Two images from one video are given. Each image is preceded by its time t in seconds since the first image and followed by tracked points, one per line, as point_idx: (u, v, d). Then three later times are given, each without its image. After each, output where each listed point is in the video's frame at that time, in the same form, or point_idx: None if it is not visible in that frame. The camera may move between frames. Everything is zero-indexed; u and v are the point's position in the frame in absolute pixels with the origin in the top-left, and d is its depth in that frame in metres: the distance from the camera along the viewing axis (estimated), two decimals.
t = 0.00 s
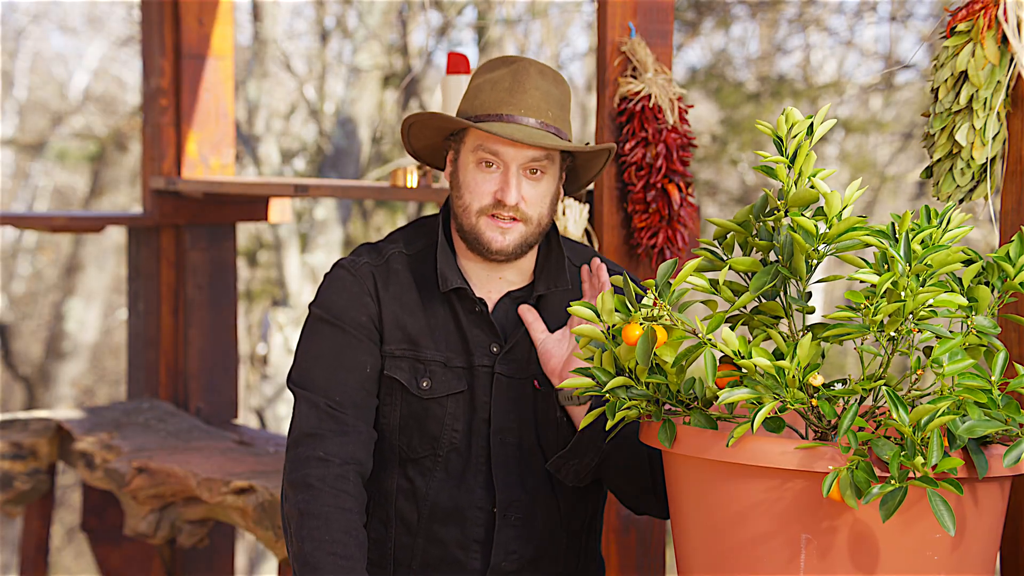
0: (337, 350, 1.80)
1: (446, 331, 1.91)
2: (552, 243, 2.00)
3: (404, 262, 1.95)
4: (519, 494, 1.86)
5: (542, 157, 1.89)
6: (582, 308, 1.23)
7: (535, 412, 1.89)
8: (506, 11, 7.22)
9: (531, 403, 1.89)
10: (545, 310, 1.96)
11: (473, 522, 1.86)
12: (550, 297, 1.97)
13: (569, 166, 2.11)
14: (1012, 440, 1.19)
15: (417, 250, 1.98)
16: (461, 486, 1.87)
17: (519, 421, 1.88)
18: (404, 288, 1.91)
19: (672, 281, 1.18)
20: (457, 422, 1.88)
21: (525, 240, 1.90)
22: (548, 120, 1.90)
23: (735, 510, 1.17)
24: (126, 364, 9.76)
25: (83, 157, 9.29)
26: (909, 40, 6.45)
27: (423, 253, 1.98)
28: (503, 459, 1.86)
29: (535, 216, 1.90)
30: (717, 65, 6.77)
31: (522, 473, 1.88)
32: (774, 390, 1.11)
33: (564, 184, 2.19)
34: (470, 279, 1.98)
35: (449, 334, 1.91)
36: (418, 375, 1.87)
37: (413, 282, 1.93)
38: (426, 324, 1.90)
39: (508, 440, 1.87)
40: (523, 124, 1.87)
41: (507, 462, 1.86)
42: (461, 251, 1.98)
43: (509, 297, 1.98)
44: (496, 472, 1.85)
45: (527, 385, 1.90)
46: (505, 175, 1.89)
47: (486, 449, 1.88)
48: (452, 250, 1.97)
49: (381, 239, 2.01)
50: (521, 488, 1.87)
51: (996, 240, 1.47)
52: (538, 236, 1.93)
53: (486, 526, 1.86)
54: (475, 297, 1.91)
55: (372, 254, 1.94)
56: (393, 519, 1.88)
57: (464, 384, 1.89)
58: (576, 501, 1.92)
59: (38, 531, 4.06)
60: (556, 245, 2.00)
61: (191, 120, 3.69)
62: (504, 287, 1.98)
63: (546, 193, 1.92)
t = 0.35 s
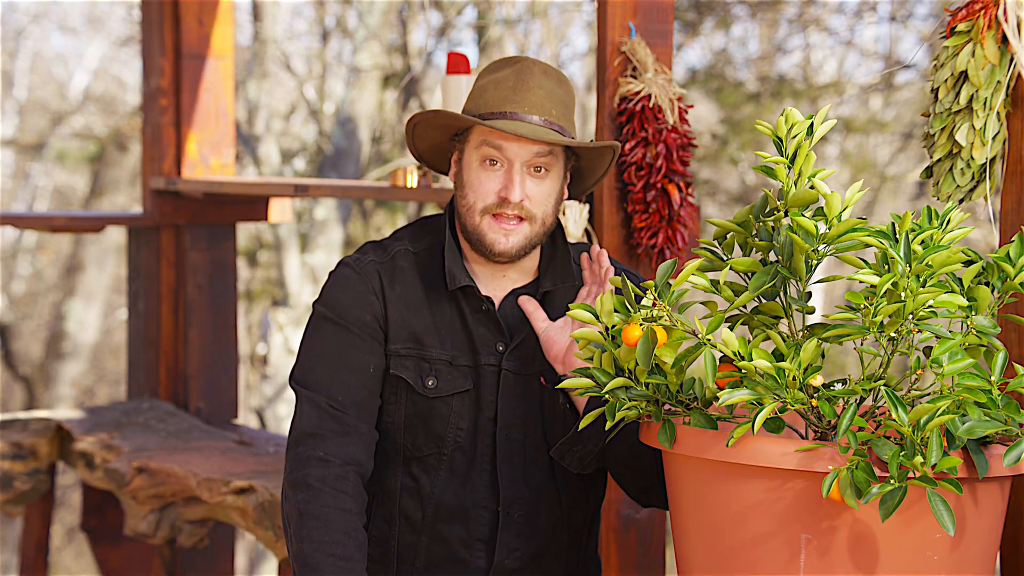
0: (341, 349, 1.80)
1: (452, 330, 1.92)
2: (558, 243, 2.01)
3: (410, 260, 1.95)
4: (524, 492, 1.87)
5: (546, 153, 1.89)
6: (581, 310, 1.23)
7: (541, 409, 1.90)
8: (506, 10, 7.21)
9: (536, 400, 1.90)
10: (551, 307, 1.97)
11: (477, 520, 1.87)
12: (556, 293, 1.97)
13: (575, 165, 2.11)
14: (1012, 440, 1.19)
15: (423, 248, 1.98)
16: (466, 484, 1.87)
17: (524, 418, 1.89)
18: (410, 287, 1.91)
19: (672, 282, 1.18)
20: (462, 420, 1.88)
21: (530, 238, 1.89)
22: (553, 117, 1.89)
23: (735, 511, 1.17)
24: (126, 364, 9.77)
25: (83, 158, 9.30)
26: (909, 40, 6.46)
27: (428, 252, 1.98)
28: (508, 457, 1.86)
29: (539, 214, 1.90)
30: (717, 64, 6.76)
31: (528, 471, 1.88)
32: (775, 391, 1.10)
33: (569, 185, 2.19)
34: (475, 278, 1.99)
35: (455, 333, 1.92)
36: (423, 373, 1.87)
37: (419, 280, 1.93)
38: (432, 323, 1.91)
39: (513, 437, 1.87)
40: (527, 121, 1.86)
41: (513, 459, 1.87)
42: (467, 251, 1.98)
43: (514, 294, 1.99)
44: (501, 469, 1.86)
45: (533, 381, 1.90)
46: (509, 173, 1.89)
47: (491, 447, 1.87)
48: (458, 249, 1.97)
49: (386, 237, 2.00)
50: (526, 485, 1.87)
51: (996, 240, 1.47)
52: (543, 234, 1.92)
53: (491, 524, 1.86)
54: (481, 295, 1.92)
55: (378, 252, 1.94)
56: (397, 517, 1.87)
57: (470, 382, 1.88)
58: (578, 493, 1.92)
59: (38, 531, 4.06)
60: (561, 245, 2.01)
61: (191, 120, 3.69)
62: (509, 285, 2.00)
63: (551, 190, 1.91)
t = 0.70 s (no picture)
0: (341, 350, 1.80)
1: (451, 335, 1.92)
2: (561, 252, 2.00)
3: (411, 263, 1.95)
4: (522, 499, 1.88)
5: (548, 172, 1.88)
6: (582, 310, 1.22)
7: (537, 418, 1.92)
8: (506, 10, 7.21)
9: (533, 409, 1.92)
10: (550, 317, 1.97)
11: (473, 525, 1.89)
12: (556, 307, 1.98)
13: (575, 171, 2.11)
14: (1012, 440, 1.19)
15: (423, 250, 1.98)
16: (463, 489, 1.88)
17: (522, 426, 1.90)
18: (411, 290, 1.92)
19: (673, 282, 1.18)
20: (461, 425, 1.88)
21: (530, 255, 1.90)
22: (555, 137, 1.89)
23: (735, 511, 1.17)
24: (126, 363, 9.78)
25: (83, 158, 9.29)
26: (909, 40, 6.46)
27: (429, 255, 1.98)
28: (506, 465, 1.88)
29: (540, 232, 1.89)
30: (718, 65, 6.75)
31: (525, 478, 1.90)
32: (775, 391, 1.11)
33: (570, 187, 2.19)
34: (476, 284, 1.98)
35: (455, 338, 1.92)
36: (422, 377, 1.87)
37: (419, 284, 1.93)
38: (432, 327, 1.91)
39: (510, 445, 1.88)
40: (529, 142, 1.86)
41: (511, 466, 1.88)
42: (467, 258, 1.97)
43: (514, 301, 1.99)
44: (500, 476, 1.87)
45: (531, 390, 1.92)
46: (511, 190, 1.88)
47: (489, 453, 1.89)
48: (457, 253, 1.97)
49: (387, 239, 2.00)
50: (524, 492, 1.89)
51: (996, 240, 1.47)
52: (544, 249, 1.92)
53: (488, 530, 1.89)
54: (481, 301, 1.92)
55: (379, 253, 1.94)
56: (393, 520, 1.88)
57: (469, 388, 1.89)
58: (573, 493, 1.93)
59: (38, 530, 4.06)
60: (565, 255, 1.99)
61: (191, 120, 3.69)
62: (511, 291, 1.99)
63: (552, 208, 1.90)
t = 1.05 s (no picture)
0: (342, 350, 1.80)
1: (450, 335, 1.91)
2: (558, 254, 2.00)
3: (410, 263, 1.95)
4: (521, 501, 1.87)
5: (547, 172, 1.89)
6: (582, 310, 1.23)
7: (535, 420, 1.91)
8: (506, 10, 7.21)
9: (530, 411, 1.90)
10: (548, 320, 1.96)
11: (472, 526, 1.86)
12: (554, 308, 1.96)
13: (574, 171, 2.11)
14: (1012, 440, 1.19)
15: (422, 251, 1.98)
16: (462, 490, 1.87)
17: (520, 428, 1.90)
18: (410, 291, 1.91)
19: (673, 281, 1.18)
20: (460, 426, 1.88)
21: (530, 254, 1.90)
22: (554, 137, 1.89)
23: (735, 510, 1.17)
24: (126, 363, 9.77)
25: (83, 158, 9.29)
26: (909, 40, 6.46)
27: (428, 256, 1.97)
28: (504, 466, 1.87)
29: (540, 230, 1.91)
30: (718, 65, 6.75)
31: (524, 479, 1.89)
32: (775, 390, 1.11)
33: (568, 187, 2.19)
34: (474, 285, 1.98)
35: (454, 338, 1.91)
36: (422, 378, 1.87)
37: (419, 284, 1.93)
38: (431, 327, 1.90)
39: (508, 447, 1.88)
40: (529, 142, 1.87)
41: (509, 468, 1.88)
42: (467, 258, 1.98)
43: (513, 302, 1.98)
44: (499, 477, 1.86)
45: (528, 392, 1.90)
46: (511, 190, 1.89)
47: (488, 454, 1.88)
48: (456, 253, 1.97)
49: (387, 239, 2.01)
50: (523, 493, 1.88)
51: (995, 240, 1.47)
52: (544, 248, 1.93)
53: (488, 531, 1.86)
54: (480, 302, 1.91)
55: (379, 254, 1.94)
56: (393, 520, 1.88)
57: (468, 388, 1.88)
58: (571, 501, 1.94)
59: (38, 531, 4.06)
60: (561, 259, 1.99)
61: (191, 120, 3.69)
62: (509, 293, 1.98)
63: (552, 206, 1.91)
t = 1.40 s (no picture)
0: (343, 348, 1.80)
1: (452, 330, 1.92)
2: (555, 245, 2.00)
3: (410, 259, 1.95)
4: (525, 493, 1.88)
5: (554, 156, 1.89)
6: (582, 310, 1.23)
7: (537, 409, 1.92)
8: (506, 10, 7.21)
9: (531, 402, 1.92)
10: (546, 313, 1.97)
11: (480, 520, 1.88)
12: (552, 297, 1.98)
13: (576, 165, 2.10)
14: (1013, 440, 1.19)
15: (424, 247, 1.98)
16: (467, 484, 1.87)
17: (523, 419, 1.92)
18: (411, 287, 1.91)
19: (673, 281, 1.18)
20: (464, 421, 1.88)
21: (539, 241, 1.89)
22: (560, 121, 1.90)
23: (735, 510, 1.17)
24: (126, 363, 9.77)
25: (83, 158, 9.28)
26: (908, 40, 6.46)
27: (430, 252, 1.98)
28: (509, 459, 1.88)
29: (548, 216, 1.90)
30: (718, 65, 6.75)
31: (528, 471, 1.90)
32: (774, 390, 1.11)
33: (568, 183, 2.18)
34: (475, 278, 1.97)
35: (456, 333, 1.92)
36: (425, 374, 1.87)
37: (420, 280, 1.93)
38: (433, 323, 1.90)
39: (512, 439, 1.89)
40: (536, 126, 1.86)
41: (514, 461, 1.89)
42: (468, 251, 1.97)
43: (513, 294, 1.98)
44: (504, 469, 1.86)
45: (526, 383, 1.91)
46: (518, 175, 1.89)
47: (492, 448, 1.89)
48: (459, 247, 1.97)
49: (387, 237, 2.01)
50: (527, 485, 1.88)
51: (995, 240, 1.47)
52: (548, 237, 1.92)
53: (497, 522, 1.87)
54: (481, 295, 1.92)
55: (379, 251, 1.94)
56: (398, 518, 1.88)
57: (472, 382, 1.89)
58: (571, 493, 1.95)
59: (38, 531, 4.06)
60: (560, 250, 1.98)
61: (191, 120, 3.69)
62: (509, 286, 1.98)
63: (558, 192, 1.91)
